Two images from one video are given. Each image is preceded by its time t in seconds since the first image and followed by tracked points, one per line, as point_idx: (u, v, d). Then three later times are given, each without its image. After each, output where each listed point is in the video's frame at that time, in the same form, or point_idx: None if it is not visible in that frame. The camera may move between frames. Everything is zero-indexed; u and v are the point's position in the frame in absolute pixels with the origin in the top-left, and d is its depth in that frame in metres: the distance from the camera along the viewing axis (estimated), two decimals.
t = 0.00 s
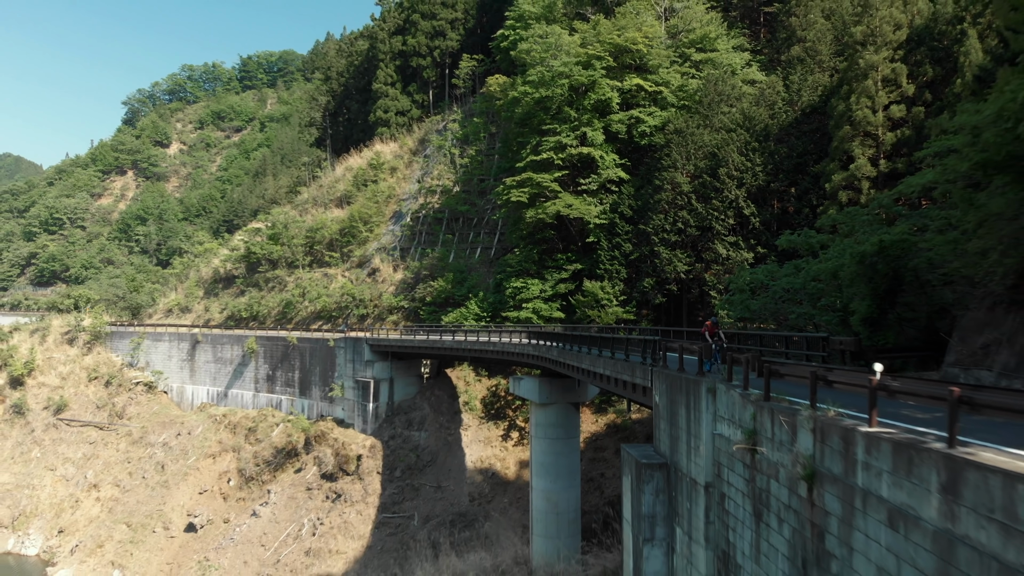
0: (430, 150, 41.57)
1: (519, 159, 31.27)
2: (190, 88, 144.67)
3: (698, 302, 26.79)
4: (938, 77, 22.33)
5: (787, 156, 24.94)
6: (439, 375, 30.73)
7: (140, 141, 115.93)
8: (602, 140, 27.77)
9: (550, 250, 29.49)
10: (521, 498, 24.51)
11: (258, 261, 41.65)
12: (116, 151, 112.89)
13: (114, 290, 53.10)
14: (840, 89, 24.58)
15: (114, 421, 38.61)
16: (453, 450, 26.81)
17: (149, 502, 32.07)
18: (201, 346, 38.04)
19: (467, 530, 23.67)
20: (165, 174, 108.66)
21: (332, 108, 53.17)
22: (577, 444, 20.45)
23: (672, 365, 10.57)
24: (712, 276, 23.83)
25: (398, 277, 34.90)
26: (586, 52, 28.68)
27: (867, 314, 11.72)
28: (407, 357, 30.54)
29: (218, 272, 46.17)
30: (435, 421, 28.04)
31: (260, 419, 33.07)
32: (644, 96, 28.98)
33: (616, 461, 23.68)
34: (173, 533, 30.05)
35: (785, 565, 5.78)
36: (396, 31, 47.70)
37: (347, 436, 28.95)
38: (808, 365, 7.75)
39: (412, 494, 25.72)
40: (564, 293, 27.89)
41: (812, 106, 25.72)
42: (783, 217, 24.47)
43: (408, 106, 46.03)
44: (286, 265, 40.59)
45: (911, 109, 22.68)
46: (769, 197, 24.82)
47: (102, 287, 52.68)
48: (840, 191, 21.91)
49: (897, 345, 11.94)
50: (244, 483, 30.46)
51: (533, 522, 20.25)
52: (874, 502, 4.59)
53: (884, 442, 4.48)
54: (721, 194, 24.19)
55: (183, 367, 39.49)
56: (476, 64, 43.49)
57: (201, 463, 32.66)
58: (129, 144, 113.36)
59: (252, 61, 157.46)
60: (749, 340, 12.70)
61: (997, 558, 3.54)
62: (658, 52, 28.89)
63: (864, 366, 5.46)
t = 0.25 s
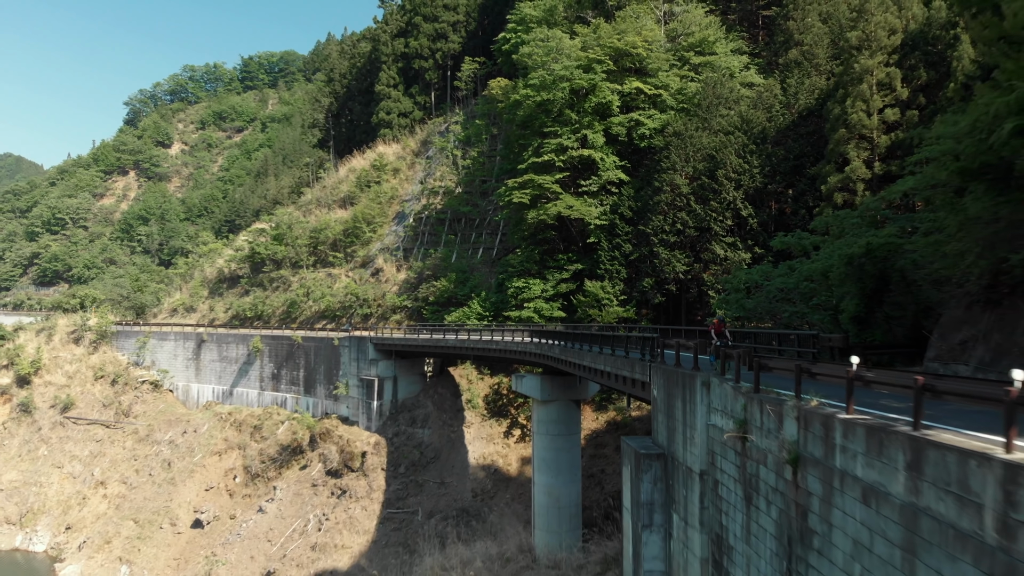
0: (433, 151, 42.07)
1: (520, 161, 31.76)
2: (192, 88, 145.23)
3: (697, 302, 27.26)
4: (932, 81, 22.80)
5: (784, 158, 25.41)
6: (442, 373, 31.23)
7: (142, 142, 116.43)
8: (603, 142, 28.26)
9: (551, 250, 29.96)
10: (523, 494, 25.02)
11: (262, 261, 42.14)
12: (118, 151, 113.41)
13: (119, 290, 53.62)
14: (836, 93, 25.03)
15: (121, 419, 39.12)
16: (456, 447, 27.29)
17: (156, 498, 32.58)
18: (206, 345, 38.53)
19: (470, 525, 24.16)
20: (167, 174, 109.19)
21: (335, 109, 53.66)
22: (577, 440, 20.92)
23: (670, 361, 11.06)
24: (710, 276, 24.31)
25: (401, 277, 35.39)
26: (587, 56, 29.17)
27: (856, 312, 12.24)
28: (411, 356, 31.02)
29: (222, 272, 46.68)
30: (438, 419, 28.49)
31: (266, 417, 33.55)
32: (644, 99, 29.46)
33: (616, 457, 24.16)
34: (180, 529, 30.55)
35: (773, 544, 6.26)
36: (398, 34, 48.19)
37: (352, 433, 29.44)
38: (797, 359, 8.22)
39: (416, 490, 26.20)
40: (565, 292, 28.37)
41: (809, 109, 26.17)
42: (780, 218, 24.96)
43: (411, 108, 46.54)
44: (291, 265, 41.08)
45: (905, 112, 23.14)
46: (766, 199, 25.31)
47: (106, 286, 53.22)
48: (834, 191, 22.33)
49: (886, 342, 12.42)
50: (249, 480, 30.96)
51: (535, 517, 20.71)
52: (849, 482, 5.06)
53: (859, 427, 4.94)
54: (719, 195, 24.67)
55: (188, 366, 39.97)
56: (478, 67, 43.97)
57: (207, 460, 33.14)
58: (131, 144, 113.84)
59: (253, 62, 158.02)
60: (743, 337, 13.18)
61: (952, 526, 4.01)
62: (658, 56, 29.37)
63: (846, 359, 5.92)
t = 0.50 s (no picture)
0: (435, 153, 42.61)
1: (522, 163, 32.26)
2: (193, 89, 145.80)
3: (695, 301, 27.74)
4: (925, 85, 23.29)
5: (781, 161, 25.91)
6: (445, 372, 31.76)
7: (143, 142, 116.90)
8: (603, 145, 28.76)
9: (552, 251, 30.45)
10: (524, 490, 25.57)
11: (266, 261, 42.65)
12: (120, 152, 113.87)
13: (123, 290, 54.12)
14: (832, 97, 25.51)
15: (127, 417, 39.64)
16: (458, 444, 27.78)
17: (163, 495, 33.10)
18: (211, 345, 39.03)
19: (473, 521, 24.69)
20: (168, 175, 109.71)
21: (337, 111, 54.15)
22: (578, 437, 21.43)
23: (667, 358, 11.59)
24: (708, 277, 24.84)
25: (404, 277, 35.90)
26: (587, 60, 29.69)
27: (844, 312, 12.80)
28: (414, 355, 31.54)
29: (227, 272, 47.21)
30: (441, 416, 28.97)
31: (271, 415, 34.06)
32: (644, 103, 29.96)
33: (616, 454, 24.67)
34: (187, 525, 31.08)
35: (762, 525, 6.76)
36: (400, 36, 48.72)
37: (356, 431, 29.95)
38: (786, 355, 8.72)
39: (420, 486, 26.73)
40: (566, 292, 28.90)
41: (805, 112, 26.64)
42: (777, 219, 25.50)
43: (413, 110, 47.08)
44: (295, 266, 41.58)
45: (898, 116, 23.64)
46: (763, 201, 25.84)
47: (111, 286, 53.76)
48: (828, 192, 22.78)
49: (875, 340, 12.91)
50: (255, 477, 31.47)
51: (537, 511, 21.22)
52: (828, 465, 5.56)
53: (836, 415, 5.44)
54: (717, 197, 25.20)
55: (194, 365, 40.48)
56: (480, 69, 44.49)
57: (213, 457, 33.65)
58: (133, 144, 114.33)
59: (254, 62, 158.58)
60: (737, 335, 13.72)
61: (915, 501, 4.49)
62: (657, 60, 29.87)
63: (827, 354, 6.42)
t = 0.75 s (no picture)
0: (437, 155, 43.14)
1: (523, 165, 32.77)
2: (194, 90, 146.40)
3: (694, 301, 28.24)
4: (918, 90, 23.78)
5: (777, 164, 26.46)
6: (447, 371, 32.32)
7: (145, 143, 117.37)
8: (603, 147, 29.27)
9: (553, 252, 30.93)
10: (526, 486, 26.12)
11: (271, 262, 43.18)
12: (121, 152, 114.32)
13: (128, 290, 54.67)
14: (827, 101, 26.00)
15: (133, 416, 40.17)
16: (462, 441, 28.30)
17: (169, 492, 33.62)
18: (217, 344, 39.56)
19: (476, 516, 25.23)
20: (170, 175, 110.24)
21: (340, 113, 54.64)
22: (579, 433, 21.95)
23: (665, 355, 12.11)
24: (706, 278, 25.38)
25: (407, 278, 36.41)
26: (587, 65, 30.22)
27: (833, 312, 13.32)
28: (417, 354, 32.06)
29: (231, 273, 47.75)
30: (444, 415, 29.51)
31: (276, 413, 34.56)
32: (643, 106, 30.48)
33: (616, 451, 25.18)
34: (194, 522, 31.62)
35: (751, 508, 7.28)
36: (402, 39, 49.26)
37: (360, 429, 30.45)
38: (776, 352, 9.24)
39: (424, 483, 27.30)
40: (567, 293, 29.42)
41: (801, 116, 27.12)
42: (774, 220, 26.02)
43: (415, 112, 47.59)
44: (299, 266, 42.11)
45: (892, 121, 24.14)
46: (760, 203, 26.38)
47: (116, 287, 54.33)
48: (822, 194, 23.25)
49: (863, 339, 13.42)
50: (261, 474, 31.99)
51: (539, 506, 21.74)
52: (809, 451, 6.08)
53: (816, 405, 5.95)
54: (715, 200, 25.59)
55: (199, 364, 40.99)
56: (482, 72, 44.99)
57: (219, 455, 34.17)
58: (135, 145, 114.86)
59: (254, 63, 159.12)
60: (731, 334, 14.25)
61: (882, 481, 5.01)
62: (656, 64, 30.38)
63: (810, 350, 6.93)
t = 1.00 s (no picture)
0: (439, 157, 43.71)
1: (525, 167, 33.35)
2: (196, 91, 147.09)
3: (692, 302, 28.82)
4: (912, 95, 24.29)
5: (773, 167, 27.05)
6: (450, 369, 32.95)
7: (147, 143, 117.95)
8: (603, 151, 29.86)
9: (554, 253, 31.49)
10: (527, 482, 26.68)
11: (275, 262, 43.78)
12: (124, 153, 114.91)
13: (133, 291, 55.28)
14: (822, 106, 26.53)
15: (140, 414, 40.75)
16: (465, 438, 28.96)
17: (176, 490, 34.19)
18: (222, 344, 40.12)
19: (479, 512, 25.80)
20: (172, 176, 110.89)
21: (343, 114, 55.18)
22: (579, 430, 22.52)
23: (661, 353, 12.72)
24: (704, 278, 25.94)
25: (410, 278, 36.97)
26: (587, 70, 30.82)
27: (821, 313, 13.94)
28: (420, 353, 32.65)
29: (235, 274, 48.33)
30: (447, 413, 30.17)
31: (281, 412, 35.13)
32: (642, 110, 31.06)
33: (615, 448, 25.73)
34: (201, 519, 32.19)
35: (741, 494, 7.84)
36: (405, 42, 49.84)
37: (365, 427, 31.02)
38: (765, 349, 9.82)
39: (427, 479, 27.86)
40: (567, 293, 30.00)
41: (798, 119, 27.66)
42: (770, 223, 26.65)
43: (417, 114, 48.15)
44: (303, 267, 42.70)
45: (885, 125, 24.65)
46: (757, 205, 26.96)
47: (121, 287, 54.93)
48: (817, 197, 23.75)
49: (852, 338, 13.96)
50: (267, 471, 32.56)
51: (540, 501, 22.33)
52: (792, 439, 6.63)
53: (797, 397, 6.52)
54: (712, 202, 26.19)
55: (205, 363, 41.55)
56: (484, 75, 45.55)
57: (225, 453, 34.71)
58: (137, 146, 115.48)
59: (256, 64, 159.83)
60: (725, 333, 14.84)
61: (854, 463, 5.55)
62: (655, 69, 30.96)
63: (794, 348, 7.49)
